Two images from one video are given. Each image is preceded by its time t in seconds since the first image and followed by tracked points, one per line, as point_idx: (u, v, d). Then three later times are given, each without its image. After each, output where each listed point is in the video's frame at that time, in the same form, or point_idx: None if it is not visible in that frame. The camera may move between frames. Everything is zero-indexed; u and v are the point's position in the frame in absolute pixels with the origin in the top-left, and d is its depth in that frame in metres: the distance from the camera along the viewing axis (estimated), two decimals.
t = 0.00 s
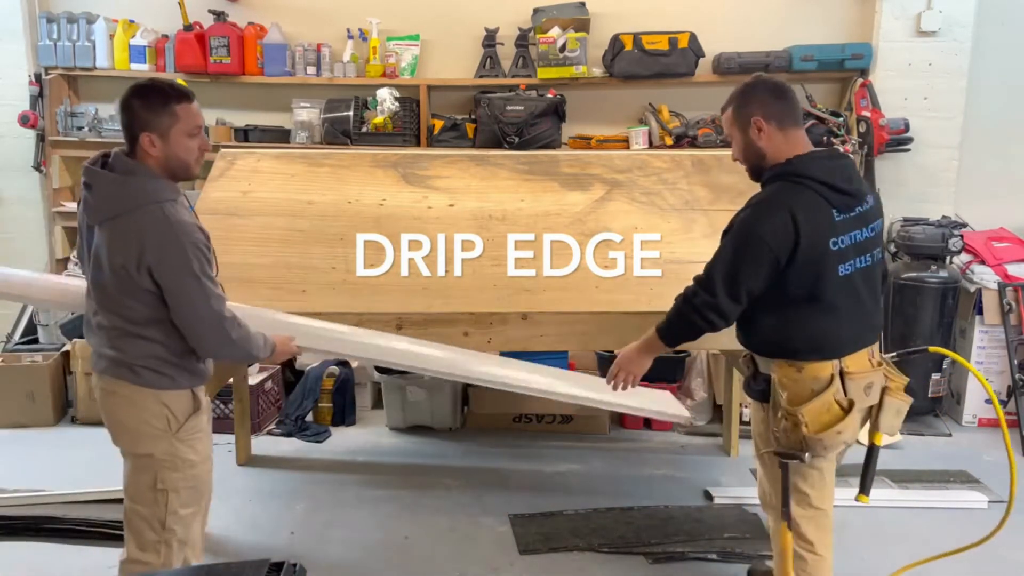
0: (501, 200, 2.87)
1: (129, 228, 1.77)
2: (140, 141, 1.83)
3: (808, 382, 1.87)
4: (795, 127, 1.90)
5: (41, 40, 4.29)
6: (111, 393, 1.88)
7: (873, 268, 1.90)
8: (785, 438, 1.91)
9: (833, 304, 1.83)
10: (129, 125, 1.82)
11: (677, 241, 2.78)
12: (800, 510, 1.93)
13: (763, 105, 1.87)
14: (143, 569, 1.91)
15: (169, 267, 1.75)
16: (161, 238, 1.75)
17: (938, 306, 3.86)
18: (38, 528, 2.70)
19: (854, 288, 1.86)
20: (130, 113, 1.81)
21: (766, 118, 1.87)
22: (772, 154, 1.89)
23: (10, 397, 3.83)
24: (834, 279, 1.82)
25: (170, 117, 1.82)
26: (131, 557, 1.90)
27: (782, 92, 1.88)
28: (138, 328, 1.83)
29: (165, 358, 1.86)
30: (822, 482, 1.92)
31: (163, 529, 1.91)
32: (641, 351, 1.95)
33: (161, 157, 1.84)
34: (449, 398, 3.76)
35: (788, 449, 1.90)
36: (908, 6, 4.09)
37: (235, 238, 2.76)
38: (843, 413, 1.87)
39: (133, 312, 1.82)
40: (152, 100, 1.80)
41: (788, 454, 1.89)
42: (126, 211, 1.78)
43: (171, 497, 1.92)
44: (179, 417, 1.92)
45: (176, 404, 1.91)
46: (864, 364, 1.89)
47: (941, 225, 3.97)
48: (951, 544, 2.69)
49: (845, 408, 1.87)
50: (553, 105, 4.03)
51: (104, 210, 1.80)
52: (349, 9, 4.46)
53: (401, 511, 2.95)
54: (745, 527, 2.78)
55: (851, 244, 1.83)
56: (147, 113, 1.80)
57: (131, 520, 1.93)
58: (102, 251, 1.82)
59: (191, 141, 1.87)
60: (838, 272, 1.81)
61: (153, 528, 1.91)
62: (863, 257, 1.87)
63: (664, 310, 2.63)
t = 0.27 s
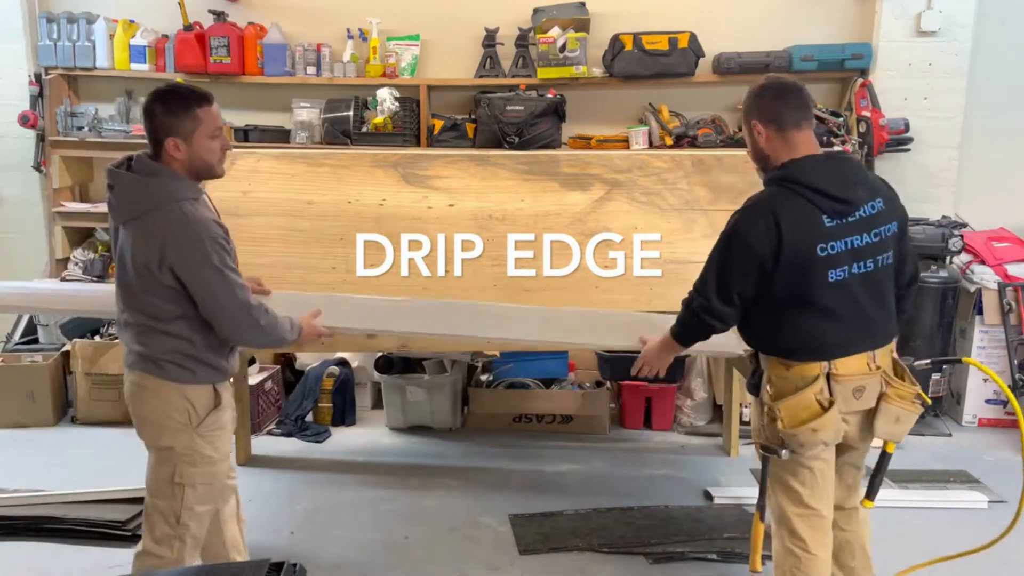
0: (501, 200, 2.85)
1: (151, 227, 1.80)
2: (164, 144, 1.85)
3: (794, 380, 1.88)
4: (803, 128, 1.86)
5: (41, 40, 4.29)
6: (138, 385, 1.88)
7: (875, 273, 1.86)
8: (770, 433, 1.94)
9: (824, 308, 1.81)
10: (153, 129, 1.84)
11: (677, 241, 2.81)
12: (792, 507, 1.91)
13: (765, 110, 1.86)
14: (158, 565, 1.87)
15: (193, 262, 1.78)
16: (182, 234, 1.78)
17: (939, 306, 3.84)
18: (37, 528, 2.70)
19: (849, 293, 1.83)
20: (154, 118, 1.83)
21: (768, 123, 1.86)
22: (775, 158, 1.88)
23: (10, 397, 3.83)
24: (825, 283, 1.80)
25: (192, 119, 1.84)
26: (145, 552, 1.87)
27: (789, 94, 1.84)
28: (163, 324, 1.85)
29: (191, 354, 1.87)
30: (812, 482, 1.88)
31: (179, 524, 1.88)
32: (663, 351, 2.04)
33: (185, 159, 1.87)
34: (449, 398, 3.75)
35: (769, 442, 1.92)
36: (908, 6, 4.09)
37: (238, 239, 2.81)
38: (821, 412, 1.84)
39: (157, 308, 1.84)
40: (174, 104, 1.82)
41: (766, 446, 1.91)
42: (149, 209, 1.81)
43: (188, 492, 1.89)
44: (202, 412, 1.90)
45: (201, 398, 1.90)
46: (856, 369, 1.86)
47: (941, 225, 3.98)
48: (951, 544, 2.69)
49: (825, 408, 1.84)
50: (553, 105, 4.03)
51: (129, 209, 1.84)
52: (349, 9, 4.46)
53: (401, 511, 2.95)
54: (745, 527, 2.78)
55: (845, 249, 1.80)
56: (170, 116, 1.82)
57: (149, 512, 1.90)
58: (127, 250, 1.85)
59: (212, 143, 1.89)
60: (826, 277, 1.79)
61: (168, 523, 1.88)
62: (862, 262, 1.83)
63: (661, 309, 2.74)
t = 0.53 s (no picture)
0: (501, 200, 2.87)
1: (181, 218, 1.91)
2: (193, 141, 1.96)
3: (796, 371, 1.89)
4: (828, 125, 1.85)
5: (41, 40, 4.29)
6: (176, 377, 2.00)
7: (886, 275, 1.84)
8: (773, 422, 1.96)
9: (827, 304, 1.82)
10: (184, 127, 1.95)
11: (677, 241, 2.79)
12: (794, 499, 1.92)
13: (787, 108, 1.87)
14: (229, 541, 2.06)
15: (223, 250, 1.89)
16: (213, 224, 1.89)
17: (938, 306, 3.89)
18: (37, 528, 2.70)
19: (854, 291, 1.82)
20: (185, 116, 1.94)
21: (789, 121, 1.88)
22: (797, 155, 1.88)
23: (10, 397, 3.83)
24: (829, 279, 1.81)
25: (222, 119, 1.95)
26: (216, 531, 2.06)
27: (812, 91, 1.85)
28: (193, 312, 1.95)
29: (220, 340, 1.97)
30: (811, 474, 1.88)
31: (244, 502, 2.05)
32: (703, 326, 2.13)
33: (212, 156, 1.97)
34: (449, 398, 3.75)
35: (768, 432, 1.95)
36: (908, 6, 4.09)
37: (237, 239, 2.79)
38: (816, 405, 1.84)
39: (187, 297, 1.93)
40: (205, 103, 1.92)
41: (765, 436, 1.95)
42: (178, 203, 1.92)
43: (244, 471, 2.04)
44: (238, 395, 2.01)
45: (236, 383, 2.01)
46: (858, 365, 1.84)
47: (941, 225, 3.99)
48: (951, 544, 2.69)
49: (821, 401, 1.84)
50: (553, 105, 4.03)
51: (158, 205, 1.94)
52: (349, 9, 4.46)
53: (401, 511, 2.95)
54: (745, 527, 2.78)
55: (852, 247, 1.80)
56: (201, 115, 1.93)
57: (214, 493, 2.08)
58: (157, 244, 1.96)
59: (239, 141, 2.01)
60: (829, 272, 1.80)
61: (233, 501, 2.05)
62: (870, 262, 1.82)
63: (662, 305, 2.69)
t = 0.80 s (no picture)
0: (501, 200, 2.87)
1: (215, 210, 1.92)
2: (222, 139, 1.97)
3: (825, 368, 1.90)
4: (865, 124, 1.89)
5: (41, 40, 4.29)
6: (205, 367, 1.97)
7: (913, 271, 1.86)
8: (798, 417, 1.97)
9: (856, 297, 1.84)
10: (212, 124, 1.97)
11: (677, 241, 2.79)
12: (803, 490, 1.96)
13: (827, 107, 1.92)
14: (284, 515, 2.08)
15: (263, 240, 1.92)
16: (252, 217, 1.92)
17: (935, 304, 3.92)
18: (37, 528, 2.70)
19: (881, 283, 1.85)
20: (213, 114, 1.95)
21: (828, 120, 1.92)
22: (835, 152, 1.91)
23: (10, 397, 3.83)
24: (857, 271, 1.84)
25: (249, 116, 1.97)
26: (270, 508, 2.08)
27: (850, 91, 1.89)
28: (227, 302, 1.95)
29: (253, 329, 1.97)
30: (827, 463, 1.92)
31: (292, 476, 2.06)
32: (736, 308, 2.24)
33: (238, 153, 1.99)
34: (449, 398, 3.75)
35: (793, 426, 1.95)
36: (908, 6, 4.09)
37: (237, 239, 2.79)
38: (847, 401, 1.85)
39: (221, 287, 1.94)
40: (232, 101, 1.94)
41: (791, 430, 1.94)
42: (214, 196, 1.93)
43: (286, 448, 2.04)
44: (269, 377, 2.00)
45: (267, 365, 2.00)
46: (884, 358, 1.87)
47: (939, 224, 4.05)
48: (950, 544, 2.69)
49: (851, 397, 1.85)
50: (553, 105, 4.03)
51: (188, 199, 1.95)
52: (349, 9, 4.46)
53: (401, 511, 2.95)
54: (745, 527, 2.78)
55: (881, 241, 1.83)
56: (229, 113, 1.95)
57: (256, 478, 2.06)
58: (187, 235, 1.95)
59: (264, 138, 2.02)
60: (857, 264, 1.83)
61: (281, 477, 2.05)
62: (898, 258, 1.85)
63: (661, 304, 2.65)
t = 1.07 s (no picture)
0: (501, 200, 2.87)
1: (258, 210, 1.93)
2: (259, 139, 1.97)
3: (848, 358, 1.96)
4: (889, 124, 1.96)
5: (41, 40, 4.29)
6: (230, 363, 1.98)
7: (934, 260, 1.93)
8: (817, 406, 2.03)
9: (881, 287, 1.90)
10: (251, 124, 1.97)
11: (677, 241, 2.78)
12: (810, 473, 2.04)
13: (852, 108, 1.99)
14: (290, 521, 2.07)
15: (309, 241, 1.96)
16: (298, 218, 1.94)
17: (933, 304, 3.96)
18: (37, 528, 2.70)
19: (905, 275, 1.91)
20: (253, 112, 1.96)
21: (854, 119, 1.99)
22: (859, 150, 1.97)
23: (10, 397, 3.83)
24: (883, 261, 1.90)
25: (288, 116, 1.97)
26: (278, 512, 2.07)
27: (876, 93, 1.96)
28: (265, 300, 1.97)
29: (290, 326, 2.01)
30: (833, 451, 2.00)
31: (299, 479, 2.06)
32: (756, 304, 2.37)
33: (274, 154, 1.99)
34: (449, 398, 3.74)
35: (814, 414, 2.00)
36: (908, 6, 4.09)
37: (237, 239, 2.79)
38: (870, 391, 1.91)
39: (262, 284, 1.95)
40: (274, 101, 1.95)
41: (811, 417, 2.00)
42: (256, 196, 1.93)
43: (299, 449, 2.05)
44: (295, 377, 2.04)
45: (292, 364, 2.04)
46: (906, 350, 1.92)
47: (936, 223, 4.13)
48: (950, 543, 2.69)
49: (874, 388, 1.91)
50: (553, 105, 4.03)
51: (228, 198, 1.94)
52: (349, 9, 4.46)
53: (401, 511, 2.95)
54: (745, 527, 2.78)
55: (904, 230, 1.90)
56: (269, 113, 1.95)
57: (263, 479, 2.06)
58: (226, 233, 1.95)
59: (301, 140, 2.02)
60: (881, 255, 1.89)
61: (291, 479, 2.06)
62: (921, 247, 1.91)
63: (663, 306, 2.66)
